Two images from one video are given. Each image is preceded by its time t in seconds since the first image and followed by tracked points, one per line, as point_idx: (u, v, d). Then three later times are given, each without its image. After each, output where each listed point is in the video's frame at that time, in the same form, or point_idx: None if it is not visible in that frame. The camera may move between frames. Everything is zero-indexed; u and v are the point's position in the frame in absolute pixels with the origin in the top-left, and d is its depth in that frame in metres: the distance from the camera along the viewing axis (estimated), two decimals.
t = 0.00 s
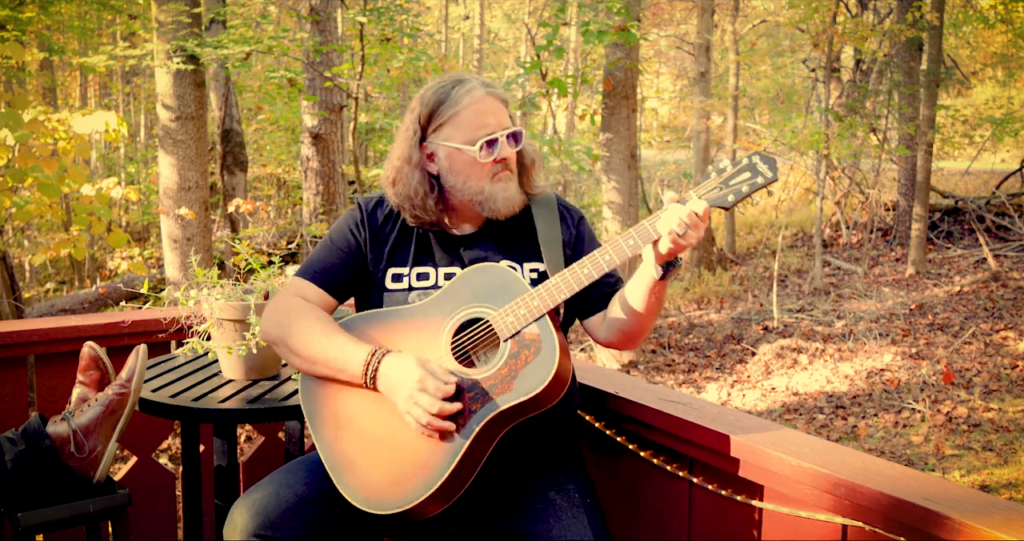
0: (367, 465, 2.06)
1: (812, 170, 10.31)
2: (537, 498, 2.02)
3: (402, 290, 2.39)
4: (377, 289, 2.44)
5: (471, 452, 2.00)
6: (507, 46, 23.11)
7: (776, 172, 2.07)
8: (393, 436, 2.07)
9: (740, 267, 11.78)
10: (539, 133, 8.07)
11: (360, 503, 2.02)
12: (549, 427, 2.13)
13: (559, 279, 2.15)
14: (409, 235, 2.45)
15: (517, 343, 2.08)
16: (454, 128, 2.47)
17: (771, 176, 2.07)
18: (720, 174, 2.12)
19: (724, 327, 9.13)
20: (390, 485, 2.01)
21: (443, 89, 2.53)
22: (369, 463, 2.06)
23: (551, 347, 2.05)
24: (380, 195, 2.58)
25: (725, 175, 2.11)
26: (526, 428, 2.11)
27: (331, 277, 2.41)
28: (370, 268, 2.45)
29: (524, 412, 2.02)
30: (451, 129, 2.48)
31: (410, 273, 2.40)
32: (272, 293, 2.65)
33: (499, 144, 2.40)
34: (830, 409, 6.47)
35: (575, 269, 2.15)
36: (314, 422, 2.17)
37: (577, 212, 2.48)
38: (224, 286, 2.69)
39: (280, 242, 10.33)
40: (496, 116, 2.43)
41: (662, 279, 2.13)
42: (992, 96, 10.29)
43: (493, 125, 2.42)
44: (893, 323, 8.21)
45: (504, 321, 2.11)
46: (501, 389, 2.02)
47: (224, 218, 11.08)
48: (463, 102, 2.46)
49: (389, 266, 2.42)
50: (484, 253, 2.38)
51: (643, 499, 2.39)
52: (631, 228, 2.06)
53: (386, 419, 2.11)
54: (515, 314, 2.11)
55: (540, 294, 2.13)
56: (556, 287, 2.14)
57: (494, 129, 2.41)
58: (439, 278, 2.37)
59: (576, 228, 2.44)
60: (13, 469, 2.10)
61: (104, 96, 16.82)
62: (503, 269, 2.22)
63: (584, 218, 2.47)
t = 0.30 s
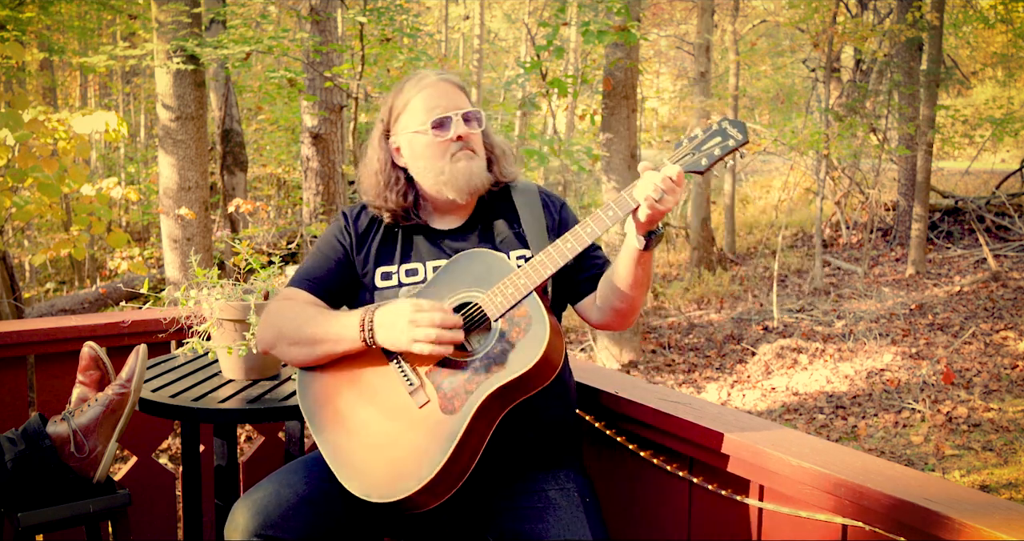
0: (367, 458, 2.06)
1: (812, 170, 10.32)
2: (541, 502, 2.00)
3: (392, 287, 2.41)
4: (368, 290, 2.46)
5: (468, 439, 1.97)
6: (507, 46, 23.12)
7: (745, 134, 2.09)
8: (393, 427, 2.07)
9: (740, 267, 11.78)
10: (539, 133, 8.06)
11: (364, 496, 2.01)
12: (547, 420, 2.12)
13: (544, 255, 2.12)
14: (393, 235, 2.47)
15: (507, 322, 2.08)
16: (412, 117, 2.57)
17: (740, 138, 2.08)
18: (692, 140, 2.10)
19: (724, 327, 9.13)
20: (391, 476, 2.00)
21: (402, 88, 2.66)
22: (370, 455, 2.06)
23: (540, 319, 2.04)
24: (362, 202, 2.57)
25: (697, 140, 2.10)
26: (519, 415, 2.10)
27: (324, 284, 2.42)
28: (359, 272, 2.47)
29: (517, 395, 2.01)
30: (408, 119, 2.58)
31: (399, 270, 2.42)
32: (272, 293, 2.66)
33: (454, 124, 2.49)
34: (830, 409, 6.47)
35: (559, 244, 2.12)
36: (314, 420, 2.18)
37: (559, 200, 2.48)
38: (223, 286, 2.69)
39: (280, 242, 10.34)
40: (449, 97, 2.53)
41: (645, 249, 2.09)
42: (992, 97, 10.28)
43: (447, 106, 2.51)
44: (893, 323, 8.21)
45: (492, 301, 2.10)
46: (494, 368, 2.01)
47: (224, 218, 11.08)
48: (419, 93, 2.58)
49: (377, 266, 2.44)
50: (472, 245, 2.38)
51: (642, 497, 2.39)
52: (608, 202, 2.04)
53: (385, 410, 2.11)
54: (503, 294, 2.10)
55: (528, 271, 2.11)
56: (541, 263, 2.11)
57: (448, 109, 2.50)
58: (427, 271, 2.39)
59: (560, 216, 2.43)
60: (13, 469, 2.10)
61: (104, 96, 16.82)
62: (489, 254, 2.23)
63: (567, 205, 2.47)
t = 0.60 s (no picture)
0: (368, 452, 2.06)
1: (812, 170, 10.32)
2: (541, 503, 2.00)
3: (383, 286, 2.41)
4: (361, 292, 2.47)
5: (465, 424, 1.98)
6: (507, 46, 23.11)
7: (716, 100, 2.12)
8: (391, 421, 2.08)
9: (740, 267, 11.78)
10: (539, 133, 8.06)
11: (365, 490, 2.01)
12: (543, 418, 2.11)
13: (527, 237, 2.13)
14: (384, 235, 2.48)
15: (496, 306, 2.08)
16: (377, 121, 2.62)
17: (711, 105, 2.11)
18: (664, 112, 2.13)
19: (724, 327, 9.14)
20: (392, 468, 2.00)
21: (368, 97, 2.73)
22: (370, 449, 2.06)
23: (528, 301, 2.05)
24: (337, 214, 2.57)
25: (669, 111, 2.12)
26: (514, 412, 2.10)
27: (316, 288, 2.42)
28: (351, 274, 2.48)
29: (511, 377, 2.02)
30: (374, 124, 2.65)
31: (390, 269, 2.42)
32: (272, 293, 2.66)
33: (412, 119, 2.53)
34: (830, 409, 6.47)
35: (541, 224, 2.12)
36: (313, 419, 2.18)
37: (544, 190, 2.47)
38: (223, 286, 2.69)
39: (280, 242, 10.34)
40: (405, 94, 2.58)
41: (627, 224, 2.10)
42: (992, 97, 10.29)
43: (403, 103, 2.57)
44: (893, 323, 8.22)
45: (481, 286, 2.11)
46: (485, 353, 2.02)
47: (224, 218, 11.08)
48: (380, 97, 2.64)
49: (368, 266, 2.45)
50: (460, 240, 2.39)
51: (640, 495, 2.39)
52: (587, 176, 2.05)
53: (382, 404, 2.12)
54: (491, 278, 2.11)
55: (512, 255, 2.12)
56: (526, 244, 2.12)
57: (405, 106, 2.56)
58: (417, 268, 2.38)
59: (546, 206, 2.43)
60: (13, 469, 2.10)
61: (104, 96, 16.82)
62: (475, 242, 2.24)
63: (552, 196, 2.47)
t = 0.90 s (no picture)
0: (366, 454, 2.05)
1: (812, 170, 10.32)
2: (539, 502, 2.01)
3: (379, 282, 2.41)
4: (357, 289, 2.47)
5: (464, 423, 1.97)
6: (507, 46, 23.11)
7: (710, 94, 2.13)
8: (389, 420, 2.07)
9: (740, 267, 11.78)
10: (539, 133, 8.06)
11: (365, 490, 2.00)
12: (543, 419, 2.10)
13: (523, 234, 2.13)
14: (381, 232, 2.47)
15: (494, 303, 2.08)
16: (375, 117, 2.63)
17: (706, 99, 2.12)
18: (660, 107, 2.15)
19: (724, 327, 9.14)
20: (390, 470, 1.99)
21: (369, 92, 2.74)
22: (368, 449, 2.06)
23: (527, 300, 2.05)
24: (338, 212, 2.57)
25: (664, 106, 2.14)
26: (513, 411, 2.09)
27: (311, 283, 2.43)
28: (348, 271, 2.49)
29: (509, 376, 2.02)
30: (372, 119, 2.66)
31: (386, 265, 2.42)
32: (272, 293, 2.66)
33: (410, 115, 2.53)
34: (830, 409, 6.47)
35: (536, 221, 2.12)
36: (311, 419, 2.17)
37: (542, 189, 2.47)
38: (223, 286, 2.69)
39: (280, 242, 10.35)
40: (404, 92, 2.59)
41: (624, 217, 2.10)
42: (993, 97, 10.29)
43: (402, 99, 2.57)
44: (893, 323, 8.22)
45: (478, 284, 2.11)
46: (484, 350, 2.01)
47: (224, 218, 11.08)
48: (379, 93, 2.64)
49: (364, 263, 2.45)
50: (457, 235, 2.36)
51: (640, 495, 2.39)
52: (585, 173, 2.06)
53: (380, 403, 2.11)
54: (487, 276, 2.11)
55: (510, 252, 2.12)
56: (522, 241, 2.12)
57: (403, 102, 2.57)
58: (413, 265, 2.37)
59: (543, 204, 2.43)
60: (13, 469, 2.09)
61: (104, 96, 16.83)
62: (472, 240, 2.24)
63: (551, 195, 2.47)
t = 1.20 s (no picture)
0: (361, 456, 2.05)
1: (812, 170, 10.33)
2: (541, 503, 2.01)
3: (385, 284, 2.41)
4: (362, 290, 2.46)
5: (464, 434, 1.95)
6: (507, 46, 23.11)
7: (731, 113, 2.04)
8: (388, 424, 2.07)
9: (740, 267, 11.79)
10: (539, 133, 8.06)
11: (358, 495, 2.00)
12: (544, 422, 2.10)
13: (533, 246, 2.10)
14: (386, 230, 2.48)
15: (499, 316, 2.05)
16: (387, 114, 2.63)
17: (726, 118, 2.04)
18: (677, 123, 2.09)
19: (724, 327, 9.14)
20: (381, 474, 1.98)
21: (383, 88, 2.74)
22: (365, 451, 2.06)
23: (531, 310, 2.01)
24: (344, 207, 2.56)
25: (682, 122, 2.08)
26: (516, 415, 2.09)
27: (315, 280, 2.42)
28: (352, 270, 2.48)
29: (513, 386, 1.99)
30: (384, 116, 2.65)
31: (392, 267, 2.42)
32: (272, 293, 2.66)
33: (422, 115, 2.52)
34: (830, 409, 6.47)
35: (547, 234, 2.10)
36: (311, 420, 2.18)
37: (553, 194, 2.47)
38: (223, 286, 2.69)
39: (280, 242, 10.35)
40: (416, 90, 2.58)
41: (636, 236, 2.09)
42: (992, 97, 10.30)
43: (415, 98, 2.57)
44: (893, 323, 8.22)
45: (485, 294, 2.09)
46: (488, 361, 1.99)
47: (224, 218, 11.08)
48: (393, 90, 2.64)
49: (370, 263, 2.44)
50: (469, 236, 2.36)
51: (640, 495, 2.39)
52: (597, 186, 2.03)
53: (380, 407, 2.11)
54: (493, 287, 2.08)
55: (518, 264, 2.09)
56: (531, 254, 2.09)
57: (415, 102, 2.56)
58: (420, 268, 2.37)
59: (553, 209, 2.43)
60: (13, 469, 2.09)
61: (104, 96, 16.84)
62: (481, 248, 2.23)
63: (561, 199, 2.47)
